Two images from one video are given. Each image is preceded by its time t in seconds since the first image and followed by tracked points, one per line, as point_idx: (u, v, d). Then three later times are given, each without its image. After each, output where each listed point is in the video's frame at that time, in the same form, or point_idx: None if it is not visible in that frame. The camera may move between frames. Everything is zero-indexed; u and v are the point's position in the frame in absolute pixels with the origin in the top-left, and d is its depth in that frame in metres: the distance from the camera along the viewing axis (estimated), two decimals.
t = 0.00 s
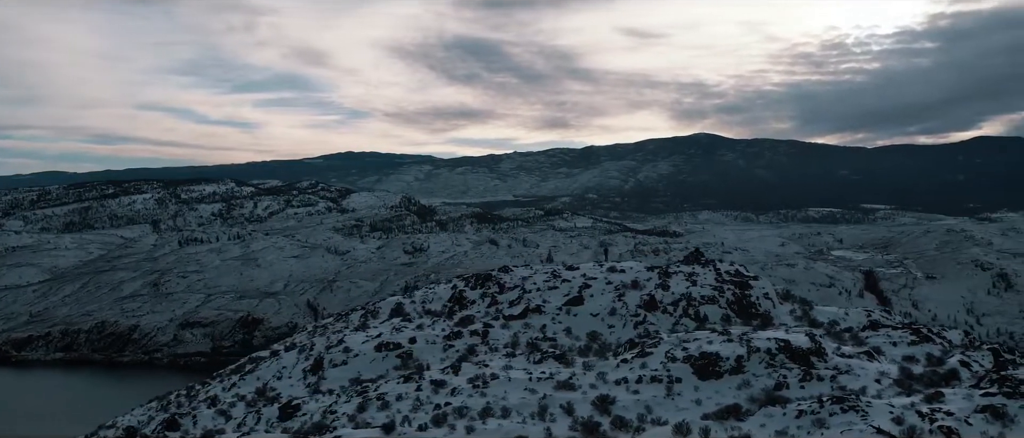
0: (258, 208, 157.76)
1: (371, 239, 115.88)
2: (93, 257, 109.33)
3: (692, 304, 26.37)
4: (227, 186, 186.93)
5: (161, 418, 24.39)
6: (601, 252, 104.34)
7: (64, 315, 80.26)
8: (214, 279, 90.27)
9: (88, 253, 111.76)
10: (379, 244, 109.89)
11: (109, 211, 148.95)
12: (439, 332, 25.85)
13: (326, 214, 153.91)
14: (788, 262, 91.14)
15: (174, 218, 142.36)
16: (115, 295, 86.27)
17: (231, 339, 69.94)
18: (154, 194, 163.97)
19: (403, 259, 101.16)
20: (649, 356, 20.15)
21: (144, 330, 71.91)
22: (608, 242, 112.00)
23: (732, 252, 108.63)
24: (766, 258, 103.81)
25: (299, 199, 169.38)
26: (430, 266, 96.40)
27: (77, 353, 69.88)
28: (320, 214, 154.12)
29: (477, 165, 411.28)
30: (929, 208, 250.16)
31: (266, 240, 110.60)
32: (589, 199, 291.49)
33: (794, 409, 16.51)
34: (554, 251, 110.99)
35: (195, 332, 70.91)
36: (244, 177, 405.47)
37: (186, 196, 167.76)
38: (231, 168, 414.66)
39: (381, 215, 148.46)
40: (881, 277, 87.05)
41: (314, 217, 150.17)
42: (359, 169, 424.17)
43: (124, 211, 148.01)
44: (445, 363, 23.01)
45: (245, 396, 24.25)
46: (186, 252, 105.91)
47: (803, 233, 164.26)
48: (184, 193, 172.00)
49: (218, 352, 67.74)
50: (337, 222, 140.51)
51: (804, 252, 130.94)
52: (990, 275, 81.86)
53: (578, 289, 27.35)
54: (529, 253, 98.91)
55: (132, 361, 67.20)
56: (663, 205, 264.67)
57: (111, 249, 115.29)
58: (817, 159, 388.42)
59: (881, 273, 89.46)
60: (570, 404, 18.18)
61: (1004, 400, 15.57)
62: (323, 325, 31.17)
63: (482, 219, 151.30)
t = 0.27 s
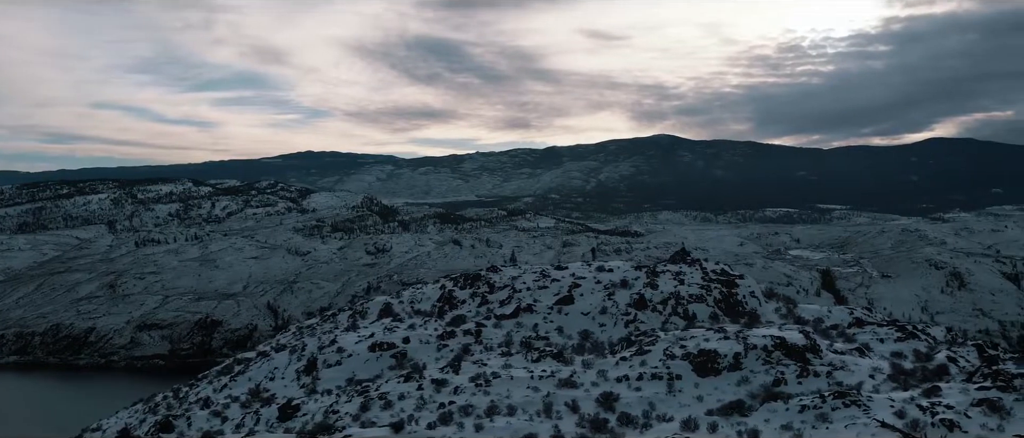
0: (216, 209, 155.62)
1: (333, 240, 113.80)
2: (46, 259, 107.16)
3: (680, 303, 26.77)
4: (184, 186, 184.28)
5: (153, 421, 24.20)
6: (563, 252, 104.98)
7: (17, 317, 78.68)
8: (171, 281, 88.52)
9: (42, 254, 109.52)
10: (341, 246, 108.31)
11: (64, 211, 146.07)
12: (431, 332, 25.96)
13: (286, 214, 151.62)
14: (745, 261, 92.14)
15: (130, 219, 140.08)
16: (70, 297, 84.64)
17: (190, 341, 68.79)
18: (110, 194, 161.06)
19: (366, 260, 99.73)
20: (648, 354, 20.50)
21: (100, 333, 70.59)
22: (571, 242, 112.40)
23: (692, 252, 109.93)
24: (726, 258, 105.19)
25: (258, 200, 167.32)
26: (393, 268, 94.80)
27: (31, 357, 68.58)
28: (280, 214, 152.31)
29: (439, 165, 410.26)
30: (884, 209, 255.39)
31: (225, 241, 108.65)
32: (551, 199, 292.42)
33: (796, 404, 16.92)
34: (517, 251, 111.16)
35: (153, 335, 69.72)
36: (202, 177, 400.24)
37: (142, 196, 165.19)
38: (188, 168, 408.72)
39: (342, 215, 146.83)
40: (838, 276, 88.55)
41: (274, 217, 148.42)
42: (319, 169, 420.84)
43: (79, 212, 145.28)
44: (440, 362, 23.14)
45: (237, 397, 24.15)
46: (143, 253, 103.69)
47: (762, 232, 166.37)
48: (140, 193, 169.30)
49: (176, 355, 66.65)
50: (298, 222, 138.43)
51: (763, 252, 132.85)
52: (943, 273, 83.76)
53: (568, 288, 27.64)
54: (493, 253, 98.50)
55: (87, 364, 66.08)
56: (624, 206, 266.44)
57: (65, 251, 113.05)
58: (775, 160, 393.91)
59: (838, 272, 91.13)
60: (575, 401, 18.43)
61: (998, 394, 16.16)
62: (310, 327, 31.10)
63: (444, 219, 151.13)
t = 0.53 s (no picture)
0: (176, 209, 153.35)
1: (295, 241, 109.70)
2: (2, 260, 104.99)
3: (670, 301, 27.14)
4: (143, 186, 181.45)
5: (146, 423, 24.02)
6: (528, 252, 105.06)
7: None
8: (130, 283, 86.63)
9: None
10: (305, 246, 105.45)
11: (19, 212, 143.07)
12: (426, 332, 26.04)
13: (248, 215, 148.82)
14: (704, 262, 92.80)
15: (88, 219, 137.64)
16: (27, 299, 83.06)
17: (150, 344, 67.63)
18: (67, 194, 158.07)
19: (330, 261, 96.91)
20: (647, 352, 20.81)
21: (59, 335, 69.27)
22: (536, 242, 112.55)
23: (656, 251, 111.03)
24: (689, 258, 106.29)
25: (219, 200, 164.38)
26: (357, 269, 91.85)
27: None
28: (243, 214, 150.36)
29: (403, 165, 408.74)
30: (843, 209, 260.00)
31: (186, 242, 105.96)
32: (515, 200, 292.86)
33: (799, 400, 17.32)
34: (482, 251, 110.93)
35: (112, 338, 68.49)
36: (162, 177, 394.67)
37: (100, 196, 162.37)
38: (146, 168, 402.44)
39: (304, 214, 143.48)
40: (799, 274, 89.92)
41: (236, 218, 146.46)
42: (281, 169, 416.92)
43: (36, 212, 142.40)
44: (437, 362, 23.26)
45: (231, 398, 24.05)
46: (101, 254, 101.07)
47: (723, 232, 168.26)
48: (98, 193, 166.43)
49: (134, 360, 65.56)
50: (259, 223, 134.25)
51: (726, 252, 134.48)
52: (901, 272, 85.43)
53: (560, 288, 27.89)
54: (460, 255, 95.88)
55: (45, 367, 64.93)
56: (588, 206, 267.80)
57: (21, 252, 110.73)
58: (736, 161, 398.44)
59: (799, 271, 92.57)
60: (579, 399, 18.66)
61: (993, 388, 16.71)
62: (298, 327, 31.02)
63: (409, 219, 150.67)
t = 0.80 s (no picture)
0: (136, 209, 150.94)
1: (258, 241, 108.20)
2: None
3: (662, 300, 27.50)
4: (102, 185, 178.42)
5: (141, 425, 23.84)
6: (495, 251, 104.85)
7: None
8: (89, 284, 85.22)
9: None
10: (268, 247, 103.55)
11: None
12: (422, 331, 26.17)
13: (210, 215, 146.94)
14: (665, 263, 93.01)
15: (46, 220, 135.02)
16: None
17: (111, 347, 65.30)
18: (23, 194, 154.87)
19: (294, 262, 95.22)
20: (648, 350, 21.14)
21: (16, 336, 66.73)
22: (503, 242, 112.49)
23: (621, 251, 111.88)
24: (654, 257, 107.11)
25: (180, 199, 161.31)
26: (321, 269, 90.81)
27: None
28: (205, 214, 148.33)
29: (367, 165, 406.65)
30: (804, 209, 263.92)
31: (147, 242, 103.77)
32: (481, 200, 292.79)
33: (802, 396, 17.74)
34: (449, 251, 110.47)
35: (72, 341, 65.82)
36: (121, 176, 388.30)
37: (58, 196, 159.39)
38: (105, 167, 395.66)
39: (267, 214, 140.50)
40: (761, 274, 91.12)
41: (197, 218, 144.43)
42: (244, 168, 412.43)
43: None
44: (436, 361, 23.36)
45: (228, 399, 23.96)
46: (59, 255, 98.62)
47: (687, 232, 169.88)
48: (56, 192, 163.33)
49: (94, 364, 63.75)
50: (220, 223, 132.35)
51: (690, 251, 135.77)
52: (860, 271, 86.18)
53: (552, 287, 28.13)
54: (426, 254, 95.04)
55: (1, 371, 63.13)
56: (554, 206, 268.67)
57: None
58: (700, 162, 402.15)
59: (761, 270, 93.36)
60: (585, 396, 18.92)
61: (989, 383, 17.28)
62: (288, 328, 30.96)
63: (374, 219, 150.00)
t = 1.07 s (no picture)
0: (96, 209, 148.38)
1: (221, 241, 105.92)
2: None
3: (653, 298, 27.82)
4: (61, 185, 175.16)
5: (137, 427, 23.65)
6: (461, 252, 104.50)
7: None
8: (49, 285, 83.81)
9: None
10: (231, 247, 100.76)
11: None
12: (417, 330, 26.26)
13: (172, 215, 144.91)
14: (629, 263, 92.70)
15: (3, 220, 132.25)
16: None
17: (72, 349, 63.26)
18: None
19: (257, 263, 92.97)
20: (647, 348, 21.45)
21: None
22: (470, 243, 112.22)
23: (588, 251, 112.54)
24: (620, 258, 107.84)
25: (141, 199, 158.81)
26: (286, 270, 88.10)
27: None
28: (167, 214, 146.24)
29: (332, 164, 403.86)
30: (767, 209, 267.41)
31: (108, 242, 101.46)
32: (447, 200, 292.23)
33: (803, 392, 18.14)
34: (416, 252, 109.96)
35: (31, 344, 63.57)
36: (79, 176, 381.45)
37: (15, 196, 156.17)
38: (62, 166, 388.36)
39: (230, 214, 138.51)
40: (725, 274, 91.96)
41: (160, 218, 142.37)
42: (206, 168, 407.36)
43: None
44: (434, 361, 23.44)
45: (224, 399, 23.83)
46: (17, 255, 96.31)
47: (652, 232, 171.07)
48: (12, 192, 160.02)
49: (53, 368, 61.75)
50: (183, 223, 130.07)
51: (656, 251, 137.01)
52: (822, 271, 86.90)
53: (545, 287, 28.33)
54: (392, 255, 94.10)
55: None
56: (520, 206, 269.03)
57: None
58: (664, 162, 405.16)
59: (724, 270, 93.78)
60: (590, 394, 19.15)
61: (985, 378, 17.78)
62: (279, 328, 30.87)
63: (340, 219, 149.08)
